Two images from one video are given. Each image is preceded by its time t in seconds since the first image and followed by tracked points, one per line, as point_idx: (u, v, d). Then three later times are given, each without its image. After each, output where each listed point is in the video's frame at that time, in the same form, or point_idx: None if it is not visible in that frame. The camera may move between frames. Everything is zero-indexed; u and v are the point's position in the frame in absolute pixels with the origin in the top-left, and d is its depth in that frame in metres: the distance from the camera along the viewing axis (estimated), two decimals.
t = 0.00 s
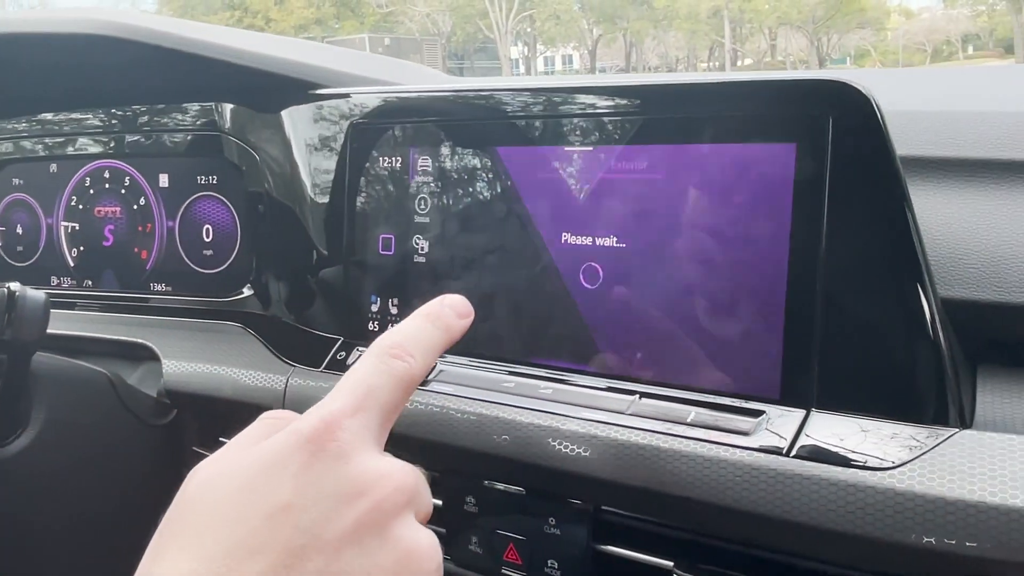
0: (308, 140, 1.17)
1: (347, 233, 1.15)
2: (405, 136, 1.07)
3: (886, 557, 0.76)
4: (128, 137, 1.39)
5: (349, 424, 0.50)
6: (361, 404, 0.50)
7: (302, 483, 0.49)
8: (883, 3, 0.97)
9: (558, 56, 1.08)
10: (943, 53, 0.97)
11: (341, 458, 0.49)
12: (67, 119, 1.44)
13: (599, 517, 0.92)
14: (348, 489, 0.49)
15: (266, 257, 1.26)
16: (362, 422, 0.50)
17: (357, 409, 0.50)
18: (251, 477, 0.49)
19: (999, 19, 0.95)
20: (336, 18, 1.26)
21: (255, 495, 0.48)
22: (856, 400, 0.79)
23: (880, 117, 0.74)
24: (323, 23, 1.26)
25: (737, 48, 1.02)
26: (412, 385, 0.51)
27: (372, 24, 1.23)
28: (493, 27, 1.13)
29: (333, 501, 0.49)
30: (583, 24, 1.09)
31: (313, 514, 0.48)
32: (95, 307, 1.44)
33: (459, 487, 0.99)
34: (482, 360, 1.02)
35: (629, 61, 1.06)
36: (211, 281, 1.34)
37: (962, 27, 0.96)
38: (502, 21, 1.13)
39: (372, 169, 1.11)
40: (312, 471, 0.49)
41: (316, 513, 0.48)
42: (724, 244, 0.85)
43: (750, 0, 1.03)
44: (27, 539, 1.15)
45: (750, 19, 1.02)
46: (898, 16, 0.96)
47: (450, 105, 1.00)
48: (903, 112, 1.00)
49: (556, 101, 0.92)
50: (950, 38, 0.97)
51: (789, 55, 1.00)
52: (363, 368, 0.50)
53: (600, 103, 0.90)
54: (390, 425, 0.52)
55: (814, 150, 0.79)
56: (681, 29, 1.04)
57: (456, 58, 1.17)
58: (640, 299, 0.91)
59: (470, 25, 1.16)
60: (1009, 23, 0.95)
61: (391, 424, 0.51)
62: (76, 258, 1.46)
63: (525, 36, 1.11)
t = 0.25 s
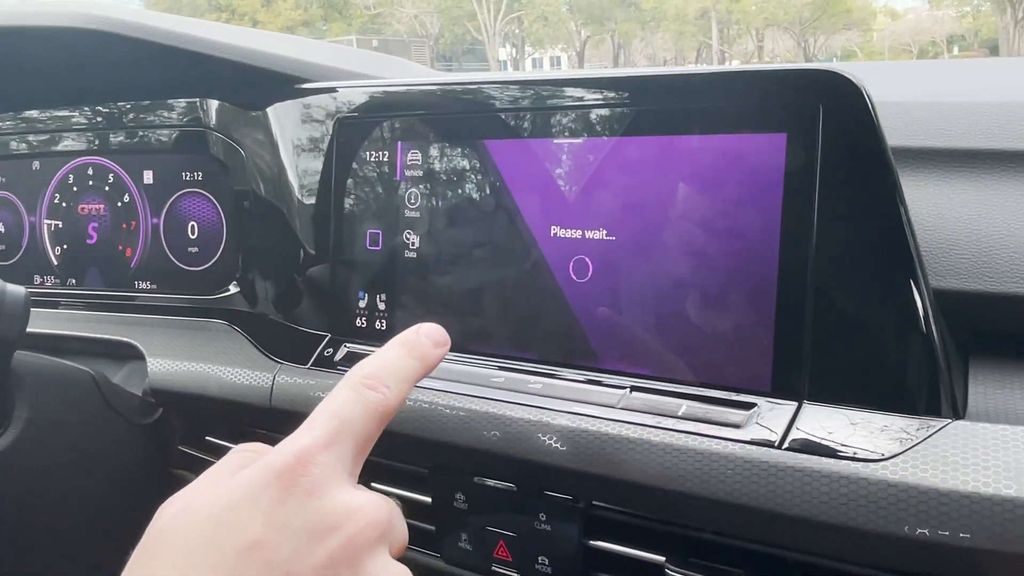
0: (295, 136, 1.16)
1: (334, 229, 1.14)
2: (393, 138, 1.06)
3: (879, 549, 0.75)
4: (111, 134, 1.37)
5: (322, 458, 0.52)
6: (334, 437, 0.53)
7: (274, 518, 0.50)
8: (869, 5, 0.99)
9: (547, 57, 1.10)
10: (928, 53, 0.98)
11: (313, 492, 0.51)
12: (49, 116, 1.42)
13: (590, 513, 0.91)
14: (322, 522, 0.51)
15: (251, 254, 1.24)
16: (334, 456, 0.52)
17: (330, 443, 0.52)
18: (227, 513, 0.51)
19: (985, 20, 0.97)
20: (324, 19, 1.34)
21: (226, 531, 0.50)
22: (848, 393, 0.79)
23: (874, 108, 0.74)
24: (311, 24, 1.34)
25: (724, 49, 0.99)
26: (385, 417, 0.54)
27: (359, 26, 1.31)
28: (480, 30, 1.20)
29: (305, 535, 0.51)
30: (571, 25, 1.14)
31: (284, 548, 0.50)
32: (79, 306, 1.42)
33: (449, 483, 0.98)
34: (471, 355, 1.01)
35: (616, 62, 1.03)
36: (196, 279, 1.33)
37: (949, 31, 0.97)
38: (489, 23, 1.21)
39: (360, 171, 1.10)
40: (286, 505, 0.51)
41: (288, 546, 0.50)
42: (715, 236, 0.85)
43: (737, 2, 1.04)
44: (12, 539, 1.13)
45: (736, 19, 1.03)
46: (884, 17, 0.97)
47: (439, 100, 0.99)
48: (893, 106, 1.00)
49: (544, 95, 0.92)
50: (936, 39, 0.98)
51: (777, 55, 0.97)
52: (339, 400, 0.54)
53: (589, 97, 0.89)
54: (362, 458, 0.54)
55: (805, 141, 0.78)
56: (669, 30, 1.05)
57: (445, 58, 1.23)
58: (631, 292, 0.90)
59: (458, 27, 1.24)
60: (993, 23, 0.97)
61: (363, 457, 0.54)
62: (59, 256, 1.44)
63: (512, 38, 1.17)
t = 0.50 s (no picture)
0: (290, 138, 1.16)
1: (330, 231, 1.14)
2: (384, 142, 1.07)
3: (874, 545, 0.76)
4: (107, 136, 1.38)
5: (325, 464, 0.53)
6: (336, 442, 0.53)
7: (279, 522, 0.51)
8: (859, 6, 0.99)
9: (539, 60, 1.11)
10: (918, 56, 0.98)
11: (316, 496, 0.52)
12: (45, 119, 1.43)
13: (588, 511, 0.92)
14: (325, 528, 0.52)
15: (248, 256, 1.25)
16: (336, 462, 0.53)
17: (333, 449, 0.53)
18: (232, 517, 0.51)
19: (973, 22, 0.97)
20: (315, 22, 1.34)
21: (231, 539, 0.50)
22: (842, 390, 0.80)
23: (864, 108, 0.76)
24: (302, 27, 1.34)
25: (716, 51, 0.99)
26: (387, 423, 0.55)
27: (351, 29, 1.31)
28: (472, 32, 1.19)
29: (310, 539, 0.51)
30: (562, 28, 1.13)
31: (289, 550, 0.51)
32: (75, 308, 1.42)
33: (448, 483, 0.99)
34: (469, 356, 1.02)
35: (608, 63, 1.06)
36: (193, 280, 1.33)
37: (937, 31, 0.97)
38: (481, 25, 1.19)
39: (353, 173, 1.11)
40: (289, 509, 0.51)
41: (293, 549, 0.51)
42: (710, 237, 0.86)
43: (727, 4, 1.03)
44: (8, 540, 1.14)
45: (727, 22, 1.02)
46: (873, 20, 0.97)
47: (432, 102, 1.00)
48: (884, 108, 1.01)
49: (535, 97, 0.93)
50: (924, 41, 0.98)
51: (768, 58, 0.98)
52: (341, 407, 0.54)
53: (581, 100, 0.90)
54: (363, 464, 0.55)
55: (797, 142, 0.80)
56: (660, 33, 1.05)
57: (436, 59, 1.24)
58: (627, 292, 0.91)
59: (448, 30, 1.23)
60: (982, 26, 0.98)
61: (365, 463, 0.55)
62: (55, 259, 1.44)
63: (503, 40, 1.16)
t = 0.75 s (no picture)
0: (285, 141, 1.16)
1: (326, 233, 1.14)
2: (379, 145, 1.07)
3: (870, 545, 0.76)
4: (101, 139, 1.37)
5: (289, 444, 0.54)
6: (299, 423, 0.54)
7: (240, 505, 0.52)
8: (852, 9, 0.99)
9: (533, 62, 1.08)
10: (910, 57, 0.99)
11: (280, 477, 0.53)
12: (38, 122, 1.42)
13: (584, 513, 0.91)
14: (287, 511, 0.53)
15: (244, 259, 1.25)
16: (297, 445, 0.54)
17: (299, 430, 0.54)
18: (196, 500, 0.53)
19: (965, 24, 0.98)
20: (309, 24, 1.29)
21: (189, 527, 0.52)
22: (837, 391, 0.80)
23: (859, 110, 0.76)
24: (297, 30, 1.30)
25: (710, 53, 0.99)
26: (351, 405, 0.56)
27: (345, 32, 1.24)
28: (466, 34, 1.14)
29: (273, 522, 0.53)
30: (557, 31, 1.10)
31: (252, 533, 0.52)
32: (69, 311, 1.41)
33: (444, 485, 0.99)
34: (465, 358, 1.02)
35: (603, 66, 1.06)
36: (188, 283, 1.33)
37: (930, 32, 0.98)
38: (476, 27, 1.15)
39: (347, 176, 1.11)
40: (252, 491, 0.53)
41: (255, 533, 0.52)
42: (705, 238, 0.86)
43: (720, 7, 1.03)
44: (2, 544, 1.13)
45: (721, 24, 1.02)
46: (867, 22, 0.98)
47: (427, 104, 1.01)
48: (879, 109, 1.01)
49: (530, 98, 0.93)
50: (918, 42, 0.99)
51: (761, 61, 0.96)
52: (304, 391, 0.55)
53: (576, 101, 0.90)
54: (326, 448, 0.56)
55: (792, 143, 0.80)
56: (654, 35, 1.04)
57: (430, 63, 1.18)
58: (623, 293, 0.91)
59: (443, 32, 1.17)
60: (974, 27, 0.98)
61: (331, 445, 0.56)
62: (49, 262, 1.43)
63: (498, 43, 1.12)
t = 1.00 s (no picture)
0: (281, 141, 1.16)
1: (322, 234, 1.14)
2: (376, 146, 1.07)
3: (868, 545, 0.76)
4: (97, 140, 1.37)
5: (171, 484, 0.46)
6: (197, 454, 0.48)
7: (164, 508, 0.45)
8: (848, 10, 0.99)
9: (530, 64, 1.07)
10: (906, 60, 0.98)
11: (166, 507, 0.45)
12: (33, 123, 1.42)
13: (581, 514, 0.91)
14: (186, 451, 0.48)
15: (240, 260, 1.24)
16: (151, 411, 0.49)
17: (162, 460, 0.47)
18: (80, 508, 0.44)
19: (962, 26, 0.96)
20: (306, 27, 1.30)
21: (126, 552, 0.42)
22: (835, 391, 0.80)
23: (856, 109, 0.76)
24: (293, 32, 1.31)
25: (705, 55, 0.98)
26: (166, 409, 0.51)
27: (342, 33, 1.26)
28: (463, 36, 1.13)
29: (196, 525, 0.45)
30: (553, 33, 1.11)
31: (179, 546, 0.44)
32: (65, 312, 1.41)
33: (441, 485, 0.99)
34: (462, 358, 1.02)
35: (599, 68, 1.06)
36: (184, 284, 1.32)
37: (926, 36, 0.97)
38: (471, 30, 1.13)
39: (344, 178, 1.11)
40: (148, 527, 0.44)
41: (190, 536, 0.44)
42: (702, 238, 0.86)
43: (716, 9, 1.03)
44: None
45: (716, 27, 1.02)
46: (862, 24, 0.97)
47: (423, 104, 1.00)
48: (876, 109, 1.01)
49: (527, 99, 0.93)
50: (912, 46, 0.98)
51: (757, 62, 0.94)
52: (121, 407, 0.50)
53: (574, 103, 0.90)
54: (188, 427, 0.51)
55: (789, 143, 0.80)
56: (650, 37, 1.05)
57: (427, 65, 1.18)
58: (620, 293, 0.91)
59: (440, 34, 1.17)
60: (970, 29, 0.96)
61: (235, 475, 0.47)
62: (44, 263, 1.43)
63: (494, 46, 1.10)
